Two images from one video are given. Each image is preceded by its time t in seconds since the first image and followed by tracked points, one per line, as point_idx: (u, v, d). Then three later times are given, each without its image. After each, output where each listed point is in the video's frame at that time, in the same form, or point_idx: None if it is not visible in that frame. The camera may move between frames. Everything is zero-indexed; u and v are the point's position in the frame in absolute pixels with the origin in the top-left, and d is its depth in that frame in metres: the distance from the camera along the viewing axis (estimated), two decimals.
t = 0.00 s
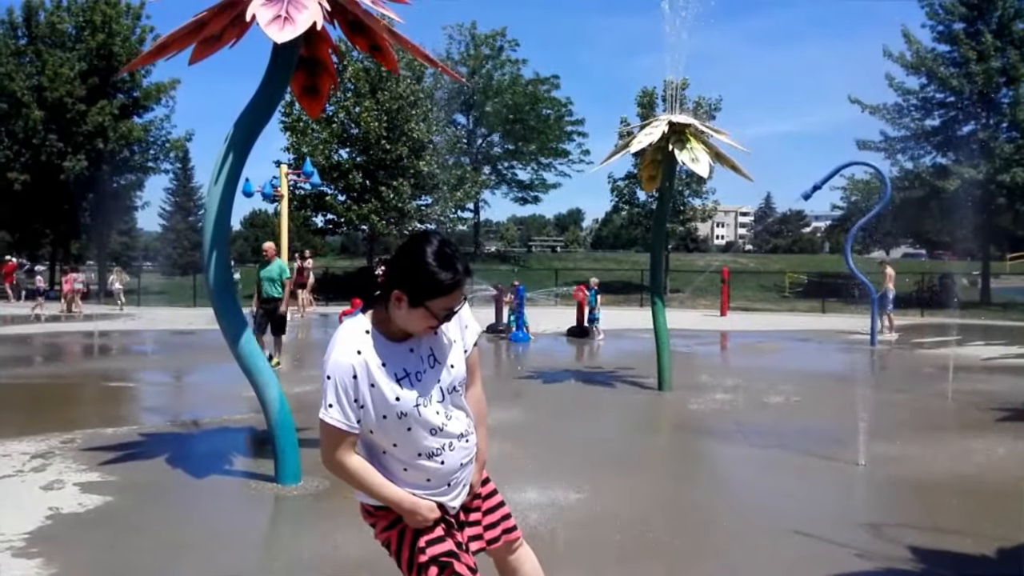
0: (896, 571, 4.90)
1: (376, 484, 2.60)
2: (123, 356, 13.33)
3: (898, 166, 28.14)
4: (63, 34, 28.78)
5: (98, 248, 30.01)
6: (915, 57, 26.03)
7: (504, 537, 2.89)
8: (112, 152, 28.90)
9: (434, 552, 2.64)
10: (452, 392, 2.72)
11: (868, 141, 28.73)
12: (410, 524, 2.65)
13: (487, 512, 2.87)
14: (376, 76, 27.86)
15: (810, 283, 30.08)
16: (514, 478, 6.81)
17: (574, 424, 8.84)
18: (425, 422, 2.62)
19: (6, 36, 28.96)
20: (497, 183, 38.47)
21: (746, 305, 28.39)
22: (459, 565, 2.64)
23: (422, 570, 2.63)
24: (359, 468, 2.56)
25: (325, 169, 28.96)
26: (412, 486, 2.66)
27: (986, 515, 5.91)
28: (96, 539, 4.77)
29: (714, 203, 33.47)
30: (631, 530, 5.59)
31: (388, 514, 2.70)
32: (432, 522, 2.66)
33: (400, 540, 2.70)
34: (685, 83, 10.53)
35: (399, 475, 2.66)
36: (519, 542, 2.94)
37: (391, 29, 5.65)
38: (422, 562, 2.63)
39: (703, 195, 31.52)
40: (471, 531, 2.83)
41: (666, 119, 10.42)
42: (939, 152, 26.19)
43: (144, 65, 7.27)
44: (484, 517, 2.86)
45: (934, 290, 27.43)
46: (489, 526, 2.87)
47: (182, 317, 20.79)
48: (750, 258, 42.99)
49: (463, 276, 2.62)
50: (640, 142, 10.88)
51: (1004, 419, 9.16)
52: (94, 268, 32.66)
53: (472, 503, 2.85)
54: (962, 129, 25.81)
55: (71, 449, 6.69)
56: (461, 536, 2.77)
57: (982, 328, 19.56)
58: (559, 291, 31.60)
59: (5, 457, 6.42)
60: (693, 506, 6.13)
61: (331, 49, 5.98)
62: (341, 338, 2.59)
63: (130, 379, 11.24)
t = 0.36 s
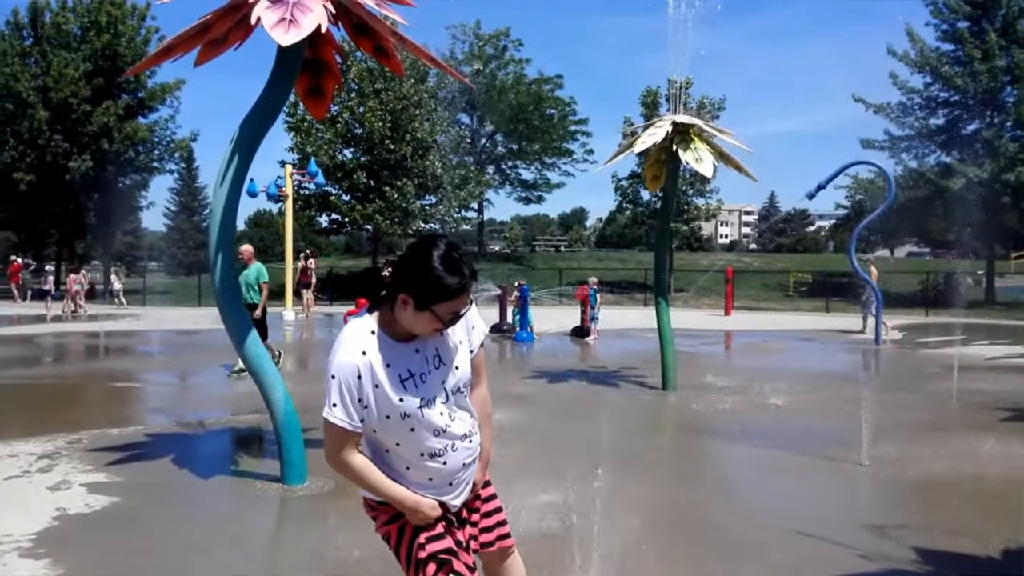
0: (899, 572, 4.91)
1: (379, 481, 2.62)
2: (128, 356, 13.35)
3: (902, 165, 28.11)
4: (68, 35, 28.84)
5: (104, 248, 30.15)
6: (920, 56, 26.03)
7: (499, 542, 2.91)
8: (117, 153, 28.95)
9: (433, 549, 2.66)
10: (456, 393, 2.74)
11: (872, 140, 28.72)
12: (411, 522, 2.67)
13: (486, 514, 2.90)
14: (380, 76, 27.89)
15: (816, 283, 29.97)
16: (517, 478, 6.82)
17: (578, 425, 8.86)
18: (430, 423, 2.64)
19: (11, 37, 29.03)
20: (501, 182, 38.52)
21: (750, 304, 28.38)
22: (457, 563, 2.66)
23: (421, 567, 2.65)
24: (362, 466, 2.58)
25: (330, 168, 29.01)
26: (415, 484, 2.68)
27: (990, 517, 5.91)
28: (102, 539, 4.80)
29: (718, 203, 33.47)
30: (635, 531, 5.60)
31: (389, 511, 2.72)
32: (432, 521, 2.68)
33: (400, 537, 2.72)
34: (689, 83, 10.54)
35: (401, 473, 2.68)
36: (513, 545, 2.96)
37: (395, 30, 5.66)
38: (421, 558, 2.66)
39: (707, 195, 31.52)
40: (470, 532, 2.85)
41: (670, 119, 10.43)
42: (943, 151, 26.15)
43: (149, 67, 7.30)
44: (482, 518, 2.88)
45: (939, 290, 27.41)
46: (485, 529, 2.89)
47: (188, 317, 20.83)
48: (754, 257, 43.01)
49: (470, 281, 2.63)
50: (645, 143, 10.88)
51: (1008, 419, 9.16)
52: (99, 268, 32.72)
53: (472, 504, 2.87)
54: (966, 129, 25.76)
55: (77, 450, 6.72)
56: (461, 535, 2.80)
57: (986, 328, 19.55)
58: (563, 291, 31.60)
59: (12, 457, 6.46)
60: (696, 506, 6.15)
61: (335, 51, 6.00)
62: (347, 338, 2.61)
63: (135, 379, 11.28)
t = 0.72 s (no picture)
0: (903, 572, 4.91)
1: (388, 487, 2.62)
2: (132, 355, 13.40)
3: (907, 164, 28.06)
4: (72, 34, 28.93)
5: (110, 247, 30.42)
6: (925, 55, 25.94)
7: (503, 546, 2.92)
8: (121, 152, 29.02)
9: (441, 554, 2.67)
10: (464, 397, 2.75)
11: (876, 139, 28.68)
12: (419, 526, 2.67)
13: (490, 518, 2.91)
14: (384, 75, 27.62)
15: (820, 282, 29.86)
16: (521, 479, 6.82)
17: (582, 425, 8.86)
18: (438, 428, 2.64)
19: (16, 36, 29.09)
20: (505, 181, 38.51)
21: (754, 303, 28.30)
22: (466, 567, 2.67)
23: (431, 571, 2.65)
24: (371, 473, 2.58)
25: (334, 168, 29.01)
26: (423, 489, 2.68)
27: (996, 517, 5.90)
28: (108, 538, 4.81)
29: (723, 202, 33.45)
30: (639, 531, 5.61)
31: (396, 515, 2.73)
32: (441, 526, 2.69)
33: (408, 543, 2.72)
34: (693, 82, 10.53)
35: (409, 478, 2.67)
36: (516, 552, 2.97)
37: (400, 29, 5.65)
38: (430, 563, 2.66)
39: (711, 194, 31.49)
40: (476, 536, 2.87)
41: (674, 118, 10.42)
42: (949, 150, 26.05)
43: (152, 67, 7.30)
44: (487, 522, 2.90)
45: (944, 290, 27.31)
46: (490, 533, 2.90)
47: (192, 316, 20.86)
48: (758, 256, 42.95)
49: (478, 287, 2.65)
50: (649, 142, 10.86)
51: (1014, 418, 9.12)
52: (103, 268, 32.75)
53: (478, 508, 2.88)
54: (971, 127, 25.69)
55: (82, 449, 6.73)
56: (468, 539, 2.81)
57: (991, 327, 19.48)
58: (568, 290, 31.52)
59: (17, 456, 6.47)
60: (701, 506, 6.15)
61: (340, 51, 6.01)
62: (354, 344, 2.60)
63: (140, 378, 11.32)
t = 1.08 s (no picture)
0: (910, 571, 4.89)
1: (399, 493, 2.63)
2: (138, 354, 13.43)
3: (913, 162, 27.97)
4: (79, 34, 29.03)
5: (116, 247, 30.21)
6: (931, 52, 25.84)
7: (519, 548, 2.91)
8: (127, 151, 29.11)
9: (457, 557, 2.66)
10: (470, 403, 2.75)
11: (882, 137, 28.61)
12: (432, 530, 2.67)
13: (505, 519, 2.91)
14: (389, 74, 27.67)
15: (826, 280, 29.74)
16: (527, 479, 6.80)
17: (589, 424, 8.84)
18: (445, 435, 2.64)
19: (23, 36, 29.14)
20: (510, 180, 38.49)
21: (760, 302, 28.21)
22: (481, 569, 2.67)
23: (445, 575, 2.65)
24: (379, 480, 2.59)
25: (340, 167, 28.92)
26: (434, 493, 2.68)
27: (1004, 516, 5.86)
28: (114, 536, 4.82)
29: (728, 200, 33.40)
30: (647, 531, 5.59)
31: (409, 521, 2.72)
32: (454, 529, 2.69)
33: (423, 548, 2.72)
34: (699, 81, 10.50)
35: (419, 484, 2.68)
36: (533, 551, 2.96)
37: (405, 27, 5.65)
38: (445, 566, 2.65)
39: (716, 192, 31.42)
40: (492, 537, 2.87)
41: (680, 117, 10.40)
42: (956, 148, 25.94)
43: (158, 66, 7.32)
44: (501, 524, 2.90)
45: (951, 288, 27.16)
46: (505, 535, 2.90)
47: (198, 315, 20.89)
48: (763, 254, 42.85)
49: (479, 294, 2.64)
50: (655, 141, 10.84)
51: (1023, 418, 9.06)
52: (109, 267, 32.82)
53: (491, 511, 2.88)
54: (978, 126, 25.64)
55: (89, 447, 6.74)
56: (483, 541, 2.80)
57: (998, 327, 19.37)
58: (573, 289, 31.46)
59: (25, 454, 6.49)
60: (708, 506, 6.12)
61: (346, 50, 6.01)
62: (357, 354, 2.60)
63: (146, 377, 11.34)
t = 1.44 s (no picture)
0: (918, 571, 4.87)
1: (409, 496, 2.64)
2: (147, 353, 13.49)
3: (922, 161, 27.90)
4: (89, 34, 29.17)
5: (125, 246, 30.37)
6: (940, 51, 25.76)
7: (532, 544, 2.94)
8: (137, 151, 29.25)
9: (467, 557, 2.66)
10: (480, 404, 2.75)
11: (891, 136, 28.57)
12: (441, 531, 2.68)
13: (516, 517, 2.92)
14: (395, 74, 28.15)
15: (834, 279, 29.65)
16: (535, 479, 6.79)
17: (597, 424, 8.82)
18: (455, 437, 2.65)
19: (33, 36, 29.30)
20: (517, 180, 38.57)
21: (768, 301, 28.15)
22: (492, 569, 2.67)
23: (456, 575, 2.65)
24: (388, 484, 2.60)
25: (347, 167, 28.84)
26: (444, 495, 2.69)
27: (1016, 517, 5.82)
28: (123, 535, 4.83)
29: (736, 199, 33.39)
30: (656, 531, 5.58)
31: (418, 522, 2.74)
32: (465, 528, 2.69)
33: (434, 549, 2.73)
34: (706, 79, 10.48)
35: (430, 486, 2.68)
36: (546, 547, 2.98)
37: (412, 27, 5.65)
38: (455, 566, 2.66)
39: (724, 191, 31.39)
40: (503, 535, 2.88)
41: (687, 116, 10.38)
42: (966, 147, 25.83)
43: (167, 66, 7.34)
44: (513, 522, 2.91)
45: (960, 287, 27.02)
46: (518, 532, 2.92)
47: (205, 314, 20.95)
48: (772, 253, 42.81)
49: (487, 300, 2.63)
50: (662, 140, 10.82)
51: None
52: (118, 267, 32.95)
53: (503, 509, 2.89)
54: (988, 124, 25.47)
55: (97, 446, 6.77)
56: (493, 541, 2.81)
57: (1007, 326, 19.27)
58: (580, 289, 31.45)
59: (35, 452, 6.52)
60: (717, 507, 6.09)
61: (354, 49, 6.02)
62: (365, 358, 2.60)
63: (154, 375, 11.39)
